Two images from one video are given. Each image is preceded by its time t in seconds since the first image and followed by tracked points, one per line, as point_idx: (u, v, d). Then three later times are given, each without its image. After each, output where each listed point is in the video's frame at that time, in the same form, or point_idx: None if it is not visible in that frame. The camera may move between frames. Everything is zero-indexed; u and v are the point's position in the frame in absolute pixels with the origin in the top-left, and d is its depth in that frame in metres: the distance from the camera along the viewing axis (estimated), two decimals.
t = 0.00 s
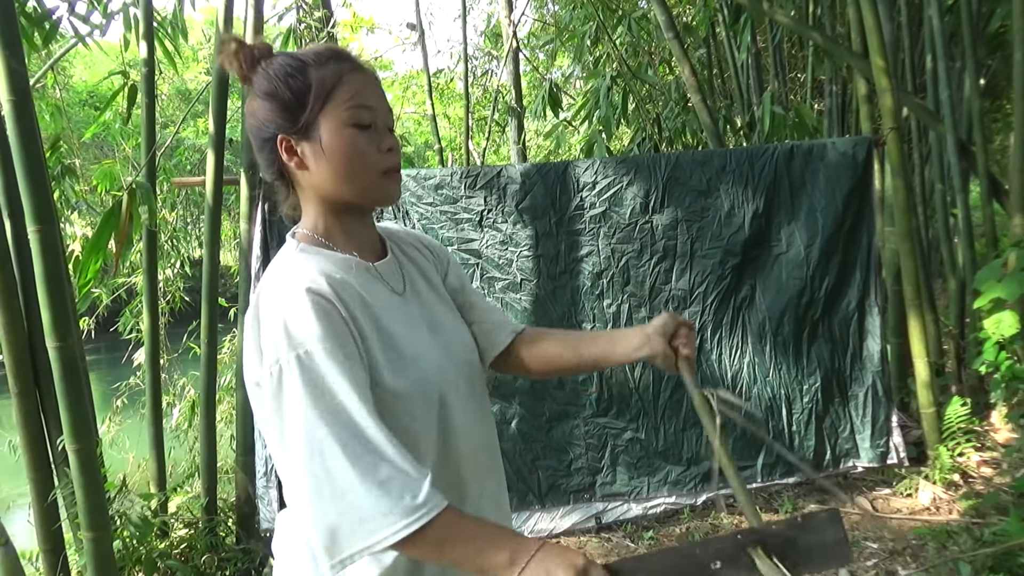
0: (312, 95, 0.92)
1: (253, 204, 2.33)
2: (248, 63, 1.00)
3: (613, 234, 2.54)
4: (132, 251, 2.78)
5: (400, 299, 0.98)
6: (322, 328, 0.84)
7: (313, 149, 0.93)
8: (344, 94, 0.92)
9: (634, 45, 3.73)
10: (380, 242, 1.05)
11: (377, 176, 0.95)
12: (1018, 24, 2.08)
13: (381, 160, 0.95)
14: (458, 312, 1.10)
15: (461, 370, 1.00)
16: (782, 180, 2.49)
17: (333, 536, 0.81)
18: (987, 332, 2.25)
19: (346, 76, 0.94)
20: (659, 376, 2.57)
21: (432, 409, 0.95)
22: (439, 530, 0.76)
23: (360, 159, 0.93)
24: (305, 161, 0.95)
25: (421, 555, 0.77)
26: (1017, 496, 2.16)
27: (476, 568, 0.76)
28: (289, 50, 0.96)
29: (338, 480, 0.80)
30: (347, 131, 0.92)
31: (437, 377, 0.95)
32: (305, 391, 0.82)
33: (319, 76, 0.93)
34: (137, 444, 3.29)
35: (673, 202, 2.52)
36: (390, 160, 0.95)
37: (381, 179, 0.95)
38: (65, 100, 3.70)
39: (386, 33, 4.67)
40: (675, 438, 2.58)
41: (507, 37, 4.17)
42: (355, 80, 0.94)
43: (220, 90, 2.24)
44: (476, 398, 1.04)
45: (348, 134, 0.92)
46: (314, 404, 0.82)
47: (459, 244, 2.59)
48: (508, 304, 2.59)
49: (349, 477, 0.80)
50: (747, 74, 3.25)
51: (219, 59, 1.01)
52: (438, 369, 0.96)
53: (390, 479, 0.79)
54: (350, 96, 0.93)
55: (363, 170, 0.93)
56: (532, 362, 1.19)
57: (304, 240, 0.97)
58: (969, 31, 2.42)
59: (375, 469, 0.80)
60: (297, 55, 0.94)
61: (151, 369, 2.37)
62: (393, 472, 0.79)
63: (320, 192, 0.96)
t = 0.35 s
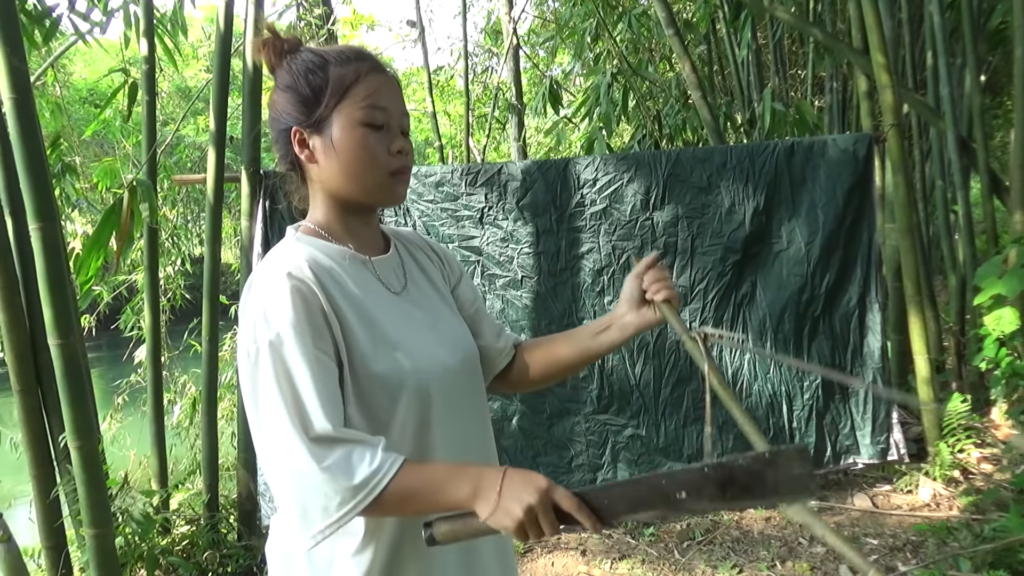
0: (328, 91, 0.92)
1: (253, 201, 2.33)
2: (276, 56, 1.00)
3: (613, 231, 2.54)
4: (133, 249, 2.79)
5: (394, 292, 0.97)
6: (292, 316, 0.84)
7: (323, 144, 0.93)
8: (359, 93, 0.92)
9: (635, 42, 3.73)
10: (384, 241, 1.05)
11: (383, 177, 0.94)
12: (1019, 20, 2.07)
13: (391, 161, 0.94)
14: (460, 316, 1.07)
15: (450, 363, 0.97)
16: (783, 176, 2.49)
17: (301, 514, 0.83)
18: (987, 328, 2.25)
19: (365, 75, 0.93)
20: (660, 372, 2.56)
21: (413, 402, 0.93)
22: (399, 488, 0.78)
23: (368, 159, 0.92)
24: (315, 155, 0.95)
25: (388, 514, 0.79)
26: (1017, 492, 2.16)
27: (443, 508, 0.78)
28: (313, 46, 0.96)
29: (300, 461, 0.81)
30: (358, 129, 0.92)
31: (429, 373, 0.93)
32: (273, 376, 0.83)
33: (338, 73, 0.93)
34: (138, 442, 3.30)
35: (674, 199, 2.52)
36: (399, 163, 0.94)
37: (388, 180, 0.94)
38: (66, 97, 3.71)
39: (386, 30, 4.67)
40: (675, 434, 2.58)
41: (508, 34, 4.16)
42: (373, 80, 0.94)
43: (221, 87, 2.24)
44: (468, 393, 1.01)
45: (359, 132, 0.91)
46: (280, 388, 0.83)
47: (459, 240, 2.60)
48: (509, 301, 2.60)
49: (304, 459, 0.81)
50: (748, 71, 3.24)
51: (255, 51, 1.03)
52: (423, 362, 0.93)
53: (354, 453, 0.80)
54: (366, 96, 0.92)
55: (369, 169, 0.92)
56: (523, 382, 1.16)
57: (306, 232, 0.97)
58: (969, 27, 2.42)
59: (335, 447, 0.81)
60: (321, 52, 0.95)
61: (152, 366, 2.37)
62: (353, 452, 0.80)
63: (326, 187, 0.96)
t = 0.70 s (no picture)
0: (327, 92, 0.92)
1: (254, 198, 2.33)
2: (278, 57, 1.00)
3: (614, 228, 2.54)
4: (134, 245, 2.79)
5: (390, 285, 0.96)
6: (294, 290, 0.83)
7: (321, 143, 0.92)
8: (357, 93, 0.92)
9: (635, 39, 3.73)
10: (384, 238, 1.04)
11: (380, 176, 0.92)
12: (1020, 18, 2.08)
13: (388, 163, 0.92)
14: (460, 315, 1.05)
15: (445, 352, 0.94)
16: (783, 174, 2.49)
17: (339, 462, 0.78)
18: (988, 326, 2.25)
19: (364, 76, 0.93)
20: (660, 369, 2.57)
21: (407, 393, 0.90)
22: (414, 386, 0.75)
23: (364, 157, 0.91)
24: (314, 154, 0.94)
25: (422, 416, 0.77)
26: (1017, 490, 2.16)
27: (464, 370, 0.75)
28: (316, 49, 0.97)
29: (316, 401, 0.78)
30: (355, 128, 0.91)
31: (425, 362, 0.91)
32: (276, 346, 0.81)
33: (337, 74, 0.93)
34: (139, 438, 3.31)
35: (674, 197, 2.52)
36: (395, 163, 0.93)
37: (384, 180, 0.93)
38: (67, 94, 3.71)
39: (386, 26, 4.68)
40: (676, 432, 2.59)
41: (508, 32, 4.16)
42: (372, 81, 0.93)
43: (222, 84, 2.24)
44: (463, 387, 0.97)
45: (357, 131, 0.91)
46: (283, 352, 0.80)
47: (459, 238, 2.58)
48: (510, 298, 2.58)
49: (317, 404, 0.78)
50: (749, 68, 3.24)
51: (259, 53, 1.04)
52: (417, 351, 0.91)
53: (366, 379, 0.78)
54: (364, 96, 0.92)
55: (366, 168, 0.91)
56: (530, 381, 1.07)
57: (303, 228, 0.96)
58: (971, 25, 2.42)
59: (345, 375, 0.78)
60: (322, 55, 0.95)
61: (153, 363, 2.38)
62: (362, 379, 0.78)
63: (324, 184, 0.95)
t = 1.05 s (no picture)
0: (329, 85, 0.91)
1: (253, 193, 2.33)
2: (276, 44, 0.98)
3: (612, 224, 2.53)
4: (132, 240, 2.79)
5: (401, 284, 0.94)
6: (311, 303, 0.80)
7: (323, 139, 0.91)
8: (360, 88, 0.91)
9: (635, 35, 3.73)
10: (383, 233, 1.03)
11: (384, 174, 0.93)
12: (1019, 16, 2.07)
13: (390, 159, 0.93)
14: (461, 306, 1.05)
15: (453, 347, 0.96)
16: (782, 170, 2.49)
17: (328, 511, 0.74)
18: (985, 323, 2.25)
19: (367, 68, 0.92)
20: (658, 365, 2.58)
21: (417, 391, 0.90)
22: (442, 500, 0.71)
23: (368, 155, 0.91)
24: (315, 149, 0.93)
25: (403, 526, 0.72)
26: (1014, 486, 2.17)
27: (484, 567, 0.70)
28: (315, 37, 0.94)
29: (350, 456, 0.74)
30: (358, 125, 0.90)
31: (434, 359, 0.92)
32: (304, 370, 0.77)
33: (339, 67, 0.91)
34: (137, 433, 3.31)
35: (673, 193, 2.52)
36: (399, 161, 0.93)
37: (387, 176, 0.93)
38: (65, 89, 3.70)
39: (385, 22, 4.67)
40: (673, 428, 2.59)
41: (508, 28, 4.15)
42: (374, 74, 0.92)
43: (220, 79, 2.23)
44: (467, 375, 0.99)
45: (360, 128, 0.90)
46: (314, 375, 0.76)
47: (458, 234, 2.58)
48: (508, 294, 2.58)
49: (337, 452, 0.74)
50: (748, 65, 3.24)
51: (256, 35, 1.01)
52: (429, 347, 0.91)
53: (394, 459, 0.73)
54: (368, 91, 0.91)
55: (370, 166, 0.91)
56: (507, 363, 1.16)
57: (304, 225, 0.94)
58: (970, 21, 2.42)
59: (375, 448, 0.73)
60: (322, 43, 0.93)
61: (151, 358, 2.37)
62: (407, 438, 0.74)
63: (325, 180, 0.94)
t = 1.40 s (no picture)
0: (345, 79, 0.90)
1: (252, 188, 2.32)
2: (302, 36, 0.99)
3: (612, 220, 2.53)
4: (131, 235, 2.78)
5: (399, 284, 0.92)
6: (282, 302, 0.81)
7: (337, 133, 0.91)
8: (376, 81, 0.89)
9: (635, 31, 3.72)
10: (399, 233, 1.01)
11: (396, 169, 0.90)
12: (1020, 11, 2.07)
13: (400, 154, 0.89)
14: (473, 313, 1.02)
15: (453, 356, 0.91)
16: (783, 166, 2.49)
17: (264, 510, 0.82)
18: (985, 319, 2.25)
19: (384, 62, 0.90)
20: (658, 361, 2.59)
21: (411, 398, 0.87)
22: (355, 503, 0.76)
23: (378, 149, 0.89)
24: (330, 142, 0.93)
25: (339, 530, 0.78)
26: (1013, 482, 2.16)
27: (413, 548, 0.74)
28: (336, 30, 0.94)
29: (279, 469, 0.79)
30: (372, 119, 0.88)
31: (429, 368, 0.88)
32: (262, 370, 0.81)
33: (356, 61, 0.90)
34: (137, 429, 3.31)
35: (673, 188, 2.51)
36: (414, 155, 0.90)
37: (399, 172, 0.90)
38: (63, 84, 3.69)
39: (384, 17, 4.66)
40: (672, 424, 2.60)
41: (508, 23, 4.15)
42: (392, 67, 0.90)
43: (219, 74, 2.23)
44: (473, 386, 0.94)
45: (370, 122, 0.88)
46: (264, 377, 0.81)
47: (458, 229, 2.57)
48: (508, 290, 2.58)
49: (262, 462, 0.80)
50: (748, 60, 3.23)
51: (283, 28, 1.03)
52: (422, 357, 0.87)
53: (305, 467, 0.78)
54: (383, 84, 0.89)
55: (380, 161, 0.89)
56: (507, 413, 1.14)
57: (317, 219, 0.93)
58: (971, 17, 2.41)
59: (291, 457, 0.79)
60: (342, 37, 0.92)
61: (151, 353, 2.37)
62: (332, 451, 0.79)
63: (338, 174, 0.93)
